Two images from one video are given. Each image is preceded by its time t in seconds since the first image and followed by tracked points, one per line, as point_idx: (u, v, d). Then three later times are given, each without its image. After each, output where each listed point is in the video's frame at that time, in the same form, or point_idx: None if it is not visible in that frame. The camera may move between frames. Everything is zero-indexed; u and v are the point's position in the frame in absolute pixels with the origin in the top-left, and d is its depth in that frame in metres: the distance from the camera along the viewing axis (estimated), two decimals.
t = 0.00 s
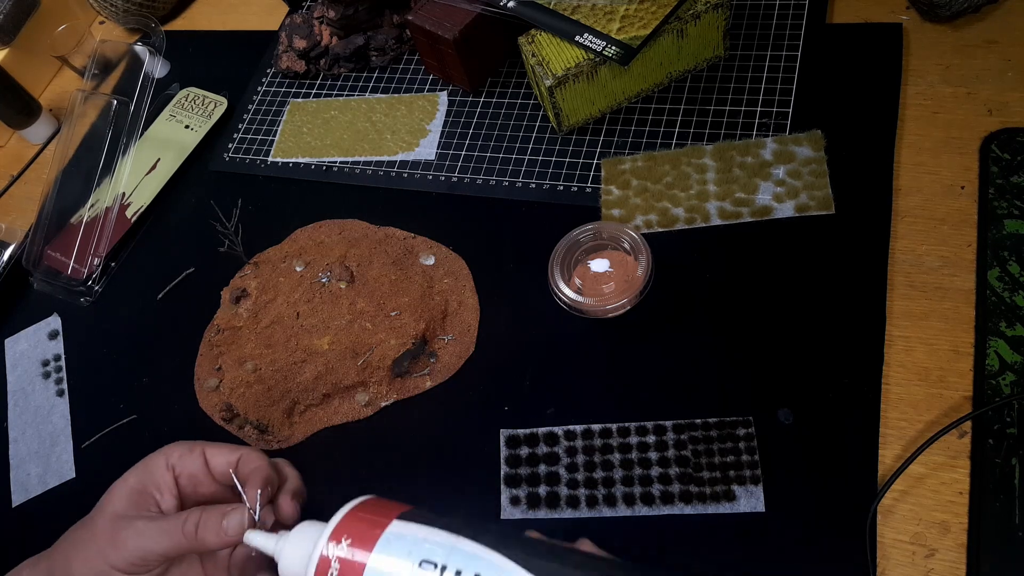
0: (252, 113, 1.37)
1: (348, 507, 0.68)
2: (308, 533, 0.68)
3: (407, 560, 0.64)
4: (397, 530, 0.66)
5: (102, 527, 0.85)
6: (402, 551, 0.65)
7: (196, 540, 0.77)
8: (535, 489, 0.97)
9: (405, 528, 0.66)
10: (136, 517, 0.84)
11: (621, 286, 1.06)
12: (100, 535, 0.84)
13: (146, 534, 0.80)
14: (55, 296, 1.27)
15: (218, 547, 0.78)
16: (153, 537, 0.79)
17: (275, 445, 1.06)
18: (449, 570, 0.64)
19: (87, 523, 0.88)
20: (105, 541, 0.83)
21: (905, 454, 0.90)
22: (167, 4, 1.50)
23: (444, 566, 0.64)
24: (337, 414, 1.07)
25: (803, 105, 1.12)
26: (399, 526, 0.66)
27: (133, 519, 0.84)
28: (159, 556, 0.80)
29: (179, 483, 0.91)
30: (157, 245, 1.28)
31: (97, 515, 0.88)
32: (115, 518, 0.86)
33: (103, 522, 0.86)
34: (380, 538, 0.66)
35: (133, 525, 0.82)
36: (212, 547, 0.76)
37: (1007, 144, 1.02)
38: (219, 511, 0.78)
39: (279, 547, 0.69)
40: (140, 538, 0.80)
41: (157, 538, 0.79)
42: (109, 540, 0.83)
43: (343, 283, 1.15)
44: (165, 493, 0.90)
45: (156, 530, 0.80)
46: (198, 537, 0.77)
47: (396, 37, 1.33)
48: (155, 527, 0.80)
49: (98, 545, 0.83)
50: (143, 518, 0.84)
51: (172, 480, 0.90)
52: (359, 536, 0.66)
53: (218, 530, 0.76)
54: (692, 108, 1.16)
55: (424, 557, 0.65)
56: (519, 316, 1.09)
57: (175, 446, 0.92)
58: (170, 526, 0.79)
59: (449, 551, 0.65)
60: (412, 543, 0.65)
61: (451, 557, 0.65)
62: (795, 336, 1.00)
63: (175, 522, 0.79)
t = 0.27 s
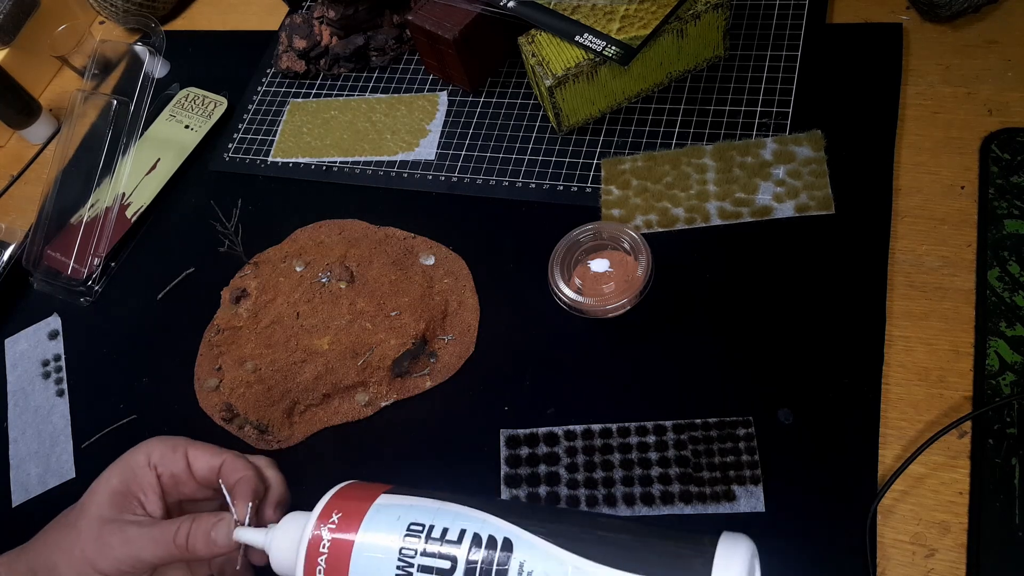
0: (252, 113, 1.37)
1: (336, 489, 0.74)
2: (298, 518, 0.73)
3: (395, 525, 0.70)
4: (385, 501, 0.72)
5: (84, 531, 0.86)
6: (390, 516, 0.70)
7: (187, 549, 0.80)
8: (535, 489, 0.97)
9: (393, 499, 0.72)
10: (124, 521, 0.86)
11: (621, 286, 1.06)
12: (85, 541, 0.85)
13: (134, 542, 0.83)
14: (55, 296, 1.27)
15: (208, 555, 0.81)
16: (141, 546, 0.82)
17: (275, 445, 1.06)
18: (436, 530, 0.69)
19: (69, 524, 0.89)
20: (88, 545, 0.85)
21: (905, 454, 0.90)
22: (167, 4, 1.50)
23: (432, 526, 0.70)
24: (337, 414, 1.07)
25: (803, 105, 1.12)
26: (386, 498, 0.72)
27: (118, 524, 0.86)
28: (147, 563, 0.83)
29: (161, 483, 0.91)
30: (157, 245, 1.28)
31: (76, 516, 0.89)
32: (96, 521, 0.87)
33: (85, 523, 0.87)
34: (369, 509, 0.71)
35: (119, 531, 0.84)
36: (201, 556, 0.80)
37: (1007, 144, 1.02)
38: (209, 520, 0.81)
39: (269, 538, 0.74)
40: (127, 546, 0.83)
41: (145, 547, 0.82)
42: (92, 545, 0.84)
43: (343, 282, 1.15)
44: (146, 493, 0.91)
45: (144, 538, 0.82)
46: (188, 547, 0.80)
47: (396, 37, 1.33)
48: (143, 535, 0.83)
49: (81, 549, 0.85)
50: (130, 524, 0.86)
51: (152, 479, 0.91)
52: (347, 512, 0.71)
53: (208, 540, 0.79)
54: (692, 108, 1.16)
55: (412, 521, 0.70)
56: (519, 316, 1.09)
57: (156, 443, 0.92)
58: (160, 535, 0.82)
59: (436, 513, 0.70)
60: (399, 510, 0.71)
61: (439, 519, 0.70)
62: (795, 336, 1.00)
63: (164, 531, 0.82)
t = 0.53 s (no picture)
0: (252, 113, 1.37)
1: (331, 492, 0.75)
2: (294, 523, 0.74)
3: (387, 527, 0.71)
4: (379, 503, 0.73)
5: (76, 525, 0.86)
6: (382, 519, 0.71)
7: (180, 547, 0.80)
8: (535, 489, 0.97)
9: (386, 501, 0.73)
10: (116, 516, 0.86)
11: (621, 286, 1.06)
12: (78, 535, 0.85)
13: (127, 538, 0.83)
14: (55, 297, 1.27)
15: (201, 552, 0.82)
16: (134, 542, 0.82)
17: (275, 445, 1.06)
18: (427, 531, 0.70)
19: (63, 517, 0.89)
20: (81, 539, 0.85)
21: (905, 454, 0.90)
22: (167, 4, 1.50)
23: (424, 528, 0.71)
24: (337, 414, 1.07)
25: (803, 105, 1.12)
26: (379, 500, 0.74)
27: (110, 518, 0.86)
28: (140, 558, 0.83)
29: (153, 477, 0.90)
30: (157, 245, 1.28)
31: (68, 509, 0.89)
32: (88, 515, 0.87)
33: (77, 517, 0.87)
34: (362, 512, 0.72)
35: (112, 526, 0.84)
36: (194, 554, 0.80)
37: (1007, 144, 1.02)
38: (200, 518, 0.81)
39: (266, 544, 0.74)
40: (120, 542, 0.83)
41: (138, 544, 0.82)
42: (84, 539, 0.85)
43: (343, 282, 1.15)
44: (139, 487, 0.90)
45: (137, 535, 0.83)
46: (180, 545, 0.80)
47: (396, 37, 1.33)
48: (136, 531, 0.83)
49: (73, 543, 0.85)
50: (122, 519, 0.86)
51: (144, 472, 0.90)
52: (341, 514, 0.73)
53: (201, 538, 0.79)
54: (692, 108, 1.16)
55: (404, 523, 0.71)
56: (519, 316, 1.09)
57: (149, 436, 0.91)
58: (153, 532, 0.82)
59: (428, 515, 0.72)
60: (392, 512, 0.72)
61: (430, 520, 0.71)
62: (795, 336, 1.00)
63: (157, 528, 0.82)
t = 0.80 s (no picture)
0: (252, 113, 1.37)
1: (328, 498, 0.76)
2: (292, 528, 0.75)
3: (381, 530, 0.71)
4: (374, 508, 0.74)
5: (77, 526, 0.86)
6: (376, 522, 0.72)
7: (181, 553, 0.80)
8: (535, 489, 0.97)
9: (380, 505, 0.74)
10: (117, 519, 0.86)
11: (621, 286, 1.06)
12: (78, 538, 0.85)
13: (128, 541, 0.83)
14: (56, 297, 1.27)
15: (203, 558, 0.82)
16: (134, 546, 0.82)
17: (275, 445, 1.06)
18: (421, 534, 0.71)
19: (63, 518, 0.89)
20: (81, 541, 0.85)
21: (905, 454, 0.90)
22: (167, 4, 1.50)
23: (418, 530, 0.71)
24: (337, 414, 1.07)
25: (803, 105, 1.12)
26: (375, 504, 0.74)
27: (111, 521, 0.86)
28: (141, 562, 0.83)
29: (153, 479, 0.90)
30: (156, 245, 1.28)
31: (68, 510, 0.89)
32: (88, 517, 0.87)
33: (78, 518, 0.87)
34: (357, 516, 0.73)
35: (113, 528, 0.85)
36: (195, 559, 0.81)
37: (1007, 144, 1.02)
38: (203, 524, 0.81)
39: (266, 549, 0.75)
40: (120, 545, 0.83)
41: (138, 547, 0.82)
42: (85, 541, 0.85)
43: (343, 283, 1.15)
44: (139, 489, 0.90)
45: (137, 538, 0.83)
46: (182, 550, 0.80)
47: (396, 37, 1.33)
48: (136, 535, 0.83)
49: (73, 544, 0.85)
50: (122, 522, 0.85)
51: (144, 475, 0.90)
52: (337, 518, 0.73)
53: (203, 545, 0.79)
54: (692, 108, 1.16)
55: (398, 526, 0.72)
56: (519, 316, 1.09)
57: (149, 438, 0.91)
58: (154, 536, 0.82)
59: (422, 517, 0.72)
60: (386, 515, 0.73)
61: (424, 522, 0.72)
62: (795, 336, 1.00)
63: (158, 531, 0.82)
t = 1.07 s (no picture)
0: (252, 113, 1.37)
1: (334, 500, 0.76)
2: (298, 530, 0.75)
3: (385, 533, 0.71)
4: (379, 510, 0.74)
5: (81, 527, 0.86)
6: (381, 525, 0.72)
7: (185, 555, 0.80)
8: (535, 489, 0.97)
9: (386, 508, 0.74)
10: (121, 521, 0.86)
11: (621, 286, 1.06)
12: (82, 539, 0.85)
13: (132, 542, 0.83)
14: (55, 296, 1.27)
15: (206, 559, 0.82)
16: (138, 547, 0.82)
17: (275, 445, 1.06)
18: (425, 536, 0.71)
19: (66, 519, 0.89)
20: (85, 542, 0.85)
21: (905, 454, 0.90)
22: (167, 4, 1.50)
23: (421, 533, 0.71)
24: (337, 414, 1.07)
25: (803, 105, 1.12)
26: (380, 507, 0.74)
27: (115, 522, 0.86)
28: (145, 564, 0.83)
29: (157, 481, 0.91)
30: (156, 245, 1.28)
31: (72, 511, 0.89)
32: (93, 518, 0.87)
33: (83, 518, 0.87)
34: (362, 518, 0.73)
35: (117, 530, 0.85)
36: (198, 561, 0.80)
37: (1007, 144, 1.02)
38: (207, 526, 0.81)
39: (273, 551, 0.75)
40: (124, 546, 0.83)
41: (141, 549, 0.82)
42: (89, 542, 0.85)
43: (342, 283, 1.15)
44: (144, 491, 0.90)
45: (141, 539, 0.83)
46: (185, 552, 0.80)
47: (396, 37, 1.33)
48: (140, 536, 0.83)
49: (77, 545, 0.85)
50: (126, 524, 0.85)
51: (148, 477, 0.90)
52: (341, 521, 0.73)
53: (207, 546, 0.79)
54: (692, 108, 1.16)
55: (402, 529, 0.72)
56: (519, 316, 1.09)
57: (154, 440, 0.91)
58: (157, 538, 0.82)
59: (425, 519, 0.72)
60: (391, 518, 0.72)
61: (427, 524, 0.72)
62: (795, 336, 1.00)
63: (161, 533, 0.82)
